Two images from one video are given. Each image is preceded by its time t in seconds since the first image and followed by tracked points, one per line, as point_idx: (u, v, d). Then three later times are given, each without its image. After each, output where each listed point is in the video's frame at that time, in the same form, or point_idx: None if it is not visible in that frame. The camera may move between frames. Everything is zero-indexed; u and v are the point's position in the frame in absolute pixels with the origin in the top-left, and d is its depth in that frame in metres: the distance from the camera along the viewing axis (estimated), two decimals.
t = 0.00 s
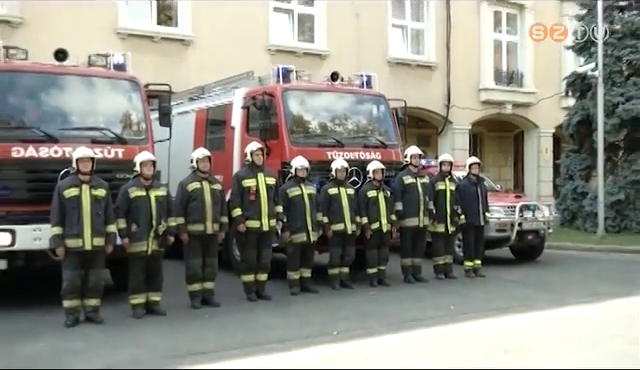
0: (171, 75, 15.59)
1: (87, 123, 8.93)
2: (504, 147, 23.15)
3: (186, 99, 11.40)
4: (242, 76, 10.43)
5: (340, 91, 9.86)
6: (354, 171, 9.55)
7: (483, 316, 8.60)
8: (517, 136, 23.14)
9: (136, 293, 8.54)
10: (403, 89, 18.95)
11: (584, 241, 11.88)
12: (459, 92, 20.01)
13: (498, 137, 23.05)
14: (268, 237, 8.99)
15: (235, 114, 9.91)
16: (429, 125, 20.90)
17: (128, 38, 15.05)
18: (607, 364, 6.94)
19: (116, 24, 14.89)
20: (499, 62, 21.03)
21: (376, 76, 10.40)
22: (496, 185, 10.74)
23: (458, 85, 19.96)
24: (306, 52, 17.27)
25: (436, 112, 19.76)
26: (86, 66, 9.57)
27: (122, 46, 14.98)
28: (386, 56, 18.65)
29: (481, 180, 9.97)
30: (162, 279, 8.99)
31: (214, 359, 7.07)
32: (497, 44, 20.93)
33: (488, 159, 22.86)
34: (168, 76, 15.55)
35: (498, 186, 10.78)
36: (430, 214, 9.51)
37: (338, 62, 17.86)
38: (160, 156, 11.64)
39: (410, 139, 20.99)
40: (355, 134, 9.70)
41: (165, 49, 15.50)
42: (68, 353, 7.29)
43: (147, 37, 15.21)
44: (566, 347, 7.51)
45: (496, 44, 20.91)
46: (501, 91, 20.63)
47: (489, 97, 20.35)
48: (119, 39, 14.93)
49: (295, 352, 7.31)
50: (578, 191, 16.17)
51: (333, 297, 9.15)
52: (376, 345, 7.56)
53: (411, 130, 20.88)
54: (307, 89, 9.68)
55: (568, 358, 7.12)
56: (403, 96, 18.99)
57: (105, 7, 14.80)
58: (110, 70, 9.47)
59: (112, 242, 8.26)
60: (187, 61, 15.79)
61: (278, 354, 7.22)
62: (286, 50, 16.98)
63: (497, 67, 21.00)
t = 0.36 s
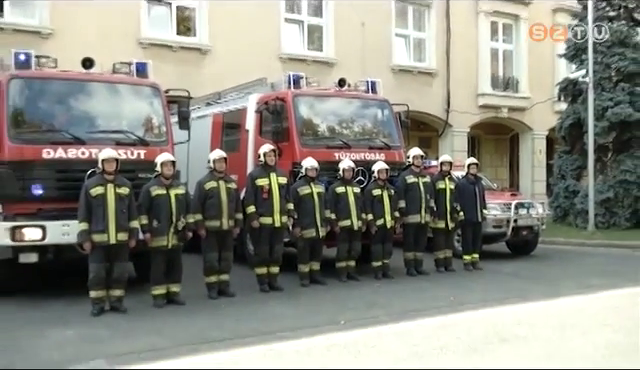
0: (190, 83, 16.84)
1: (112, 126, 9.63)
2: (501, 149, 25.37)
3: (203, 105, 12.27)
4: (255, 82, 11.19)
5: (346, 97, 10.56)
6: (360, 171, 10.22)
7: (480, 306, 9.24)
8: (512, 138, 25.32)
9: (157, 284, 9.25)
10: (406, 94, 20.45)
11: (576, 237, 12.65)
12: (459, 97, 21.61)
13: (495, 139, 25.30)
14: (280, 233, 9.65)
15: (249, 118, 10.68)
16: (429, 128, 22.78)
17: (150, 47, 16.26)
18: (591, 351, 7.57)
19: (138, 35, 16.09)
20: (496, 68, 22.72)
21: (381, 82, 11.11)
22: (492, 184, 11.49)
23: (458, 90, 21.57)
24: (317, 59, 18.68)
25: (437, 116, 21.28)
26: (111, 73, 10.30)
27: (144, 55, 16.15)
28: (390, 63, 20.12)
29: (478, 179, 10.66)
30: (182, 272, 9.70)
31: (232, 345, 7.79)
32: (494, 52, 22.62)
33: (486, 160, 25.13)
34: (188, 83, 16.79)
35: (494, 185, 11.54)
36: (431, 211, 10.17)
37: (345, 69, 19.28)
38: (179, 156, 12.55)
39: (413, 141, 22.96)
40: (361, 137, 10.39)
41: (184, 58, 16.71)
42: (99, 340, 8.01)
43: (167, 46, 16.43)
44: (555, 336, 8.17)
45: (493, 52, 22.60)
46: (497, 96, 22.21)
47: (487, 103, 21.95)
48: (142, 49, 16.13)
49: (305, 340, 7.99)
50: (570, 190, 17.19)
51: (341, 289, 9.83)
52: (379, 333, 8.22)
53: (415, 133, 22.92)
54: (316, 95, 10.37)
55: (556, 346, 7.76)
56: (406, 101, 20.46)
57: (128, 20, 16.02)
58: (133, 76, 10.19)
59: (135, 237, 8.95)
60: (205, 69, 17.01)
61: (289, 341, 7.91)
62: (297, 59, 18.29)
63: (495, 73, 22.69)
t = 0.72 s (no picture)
0: (205, 88, 18.21)
1: (134, 130, 10.38)
2: (495, 150, 26.83)
3: (218, 110, 13.23)
4: (266, 89, 12.02)
5: (351, 102, 11.34)
6: (364, 171, 10.96)
7: (476, 298, 9.94)
8: (505, 141, 26.86)
9: (174, 276, 10.01)
10: (406, 100, 21.93)
11: (566, 233, 13.47)
12: (454, 102, 23.19)
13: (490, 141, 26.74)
14: (289, 229, 10.38)
15: (260, 122, 11.52)
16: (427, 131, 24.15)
17: (168, 56, 17.65)
18: (574, 339, 8.29)
19: (157, 45, 17.50)
20: (490, 74, 24.38)
21: (383, 88, 11.91)
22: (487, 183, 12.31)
23: (454, 95, 23.17)
24: (322, 67, 20.10)
25: (436, 120, 22.80)
26: (132, 80, 11.08)
27: (162, 63, 17.54)
28: (392, 71, 21.57)
29: (475, 179, 11.40)
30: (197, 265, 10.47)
31: (246, 333, 8.55)
32: (489, 60, 24.30)
33: (481, 160, 26.46)
34: (202, 90, 18.17)
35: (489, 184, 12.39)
36: (430, 209, 10.90)
37: (348, 76, 20.64)
38: (195, 158, 13.53)
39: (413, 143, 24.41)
40: (365, 139, 11.16)
41: (199, 66, 18.11)
42: (125, 328, 8.77)
43: (183, 55, 17.82)
44: (543, 325, 8.88)
45: (488, 60, 24.29)
46: (491, 102, 23.83)
47: (482, 108, 23.55)
48: (160, 57, 17.53)
49: (312, 329, 8.72)
50: (560, 189, 18.55)
51: (345, 281, 10.57)
52: (381, 323, 8.93)
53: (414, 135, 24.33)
54: (323, 100, 11.14)
55: (544, 334, 8.46)
56: (406, 105, 21.92)
57: (148, 31, 17.43)
58: (152, 84, 10.97)
59: (155, 233, 9.69)
60: (219, 77, 18.39)
61: (298, 330, 8.65)
62: (304, 67, 19.76)
63: (489, 80, 24.38)
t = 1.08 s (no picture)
0: (218, 94, 19.20)
1: (149, 134, 11.11)
2: (487, 152, 28.66)
3: (228, 114, 14.16)
4: (273, 95, 12.86)
5: (352, 107, 12.13)
6: (364, 171, 11.70)
7: (469, 290, 10.67)
8: (497, 144, 28.69)
9: (187, 270, 10.73)
10: (405, 105, 23.28)
11: (553, 230, 14.35)
12: (450, 107, 24.64)
13: (482, 143, 28.60)
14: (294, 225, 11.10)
15: (267, 125, 12.33)
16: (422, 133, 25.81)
17: (181, 64, 18.55)
18: (559, 328, 9.02)
19: (172, 53, 18.36)
20: (483, 81, 25.94)
21: (382, 94, 12.74)
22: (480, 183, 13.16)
23: (450, 100, 24.60)
24: (327, 75, 21.23)
25: (432, 125, 24.29)
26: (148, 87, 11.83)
27: (176, 71, 18.46)
28: (391, 78, 22.91)
29: (467, 179, 12.23)
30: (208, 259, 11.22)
31: (256, 322, 9.31)
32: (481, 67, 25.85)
33: (474, 162, 28.42)
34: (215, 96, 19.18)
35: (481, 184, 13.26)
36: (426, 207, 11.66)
37: (350, 83, 21.91)
38: (207, 159, 14.48)
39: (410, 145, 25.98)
40: (365, 142, 11.94)
41: (211, 75, 19.05)
42: (144, 319, 9.50)
43: (197, 64, 18.74)
44: (532, 316, 9.60)
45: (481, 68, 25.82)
46: (484, 107, 25.42)
47: (476, 112, 25.04)
48: (174, 65, 18.42)
49: (316, 319, 9.45)
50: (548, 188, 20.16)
51: (347, 275, 11.32)
52: (381, 314, 9.67)
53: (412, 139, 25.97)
54: (326, 105, 11.92)
55: (533, 324, 9.18)
56: (405, 109, 23.29)
57: (163, 40, 18.28)
58: (167, 90, 11.71)
59: (169, 229, 10.40)
60: (231, 84, 19.40)
61: (302, 320, 9.38)
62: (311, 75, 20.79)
63: (482, 86, 25.94)
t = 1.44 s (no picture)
0: (226, 100, 20.12)
1: (163, 136, 11.75)
2: (480, 153, 29.74)
3: (237, 119, 15.09)
4: (279, 100, 13.73)
5: (353, 112, 12.92)
6: (365, 172, 12.47)
7: (463, 283, 11.38)
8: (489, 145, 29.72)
9: (198, 265, 11.37)
10: (403, 110, 24.27)
11: (541, 229, 15.21)
12: (446, 111, 25.66)
13: (475, 145, 29.68)
14: (299, 223, 11.77)
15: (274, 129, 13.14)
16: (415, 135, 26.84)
17: (192, 71, 19.56)
18: (544, 317, 9.77)
19: (183, 61, 19.38)
20: (476, 86, 27.01)
21: (381, 99, 13.59)
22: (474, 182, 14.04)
23: (446, 104, 25.65)
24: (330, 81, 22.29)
25: (429, 128, 25.25)
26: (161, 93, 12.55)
27: (187, 77, 19.45)
28: (389, 84, 23.94)
29: (462, 179, 13.10)
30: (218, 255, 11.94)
31: (265, 310, 10.09)
32: (474, 74, 26.90)
33: (467, 163, 29.48)
34: (224, 101, 20.10)
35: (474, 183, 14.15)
36: (422, 205, 12.45)
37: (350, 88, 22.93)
38: (218, 161, 15.44)
39: (407, 148, 26.98)
40: (365, 144, 12.73)
41: (221, 81, 20.04)
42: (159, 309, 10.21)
43: (207, 71, 19.74)
44: (522, 308, 10.29)
45: (475, 75, 26.93)
46: (478, 111, 26.38)
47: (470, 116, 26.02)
48: (186, 72, 19.44)
49: (319, 310, 10.13)
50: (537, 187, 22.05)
51: (348, 269, 12.05)
52: (381, 305, 10.38)
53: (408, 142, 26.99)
54: (328, 110, 12.70)
55: (522, 315, 9.87)
56: (403, 114, 24.27)
57: (176, 50, 19.31)
58: (179, 95, 12.46)
59: (181, 226, 11.02)
60: (239, 90, 20.39)
61: (305, 312, 10.05)
62: (314, 82, 21.76)
63: (474, 91, 26.96)
